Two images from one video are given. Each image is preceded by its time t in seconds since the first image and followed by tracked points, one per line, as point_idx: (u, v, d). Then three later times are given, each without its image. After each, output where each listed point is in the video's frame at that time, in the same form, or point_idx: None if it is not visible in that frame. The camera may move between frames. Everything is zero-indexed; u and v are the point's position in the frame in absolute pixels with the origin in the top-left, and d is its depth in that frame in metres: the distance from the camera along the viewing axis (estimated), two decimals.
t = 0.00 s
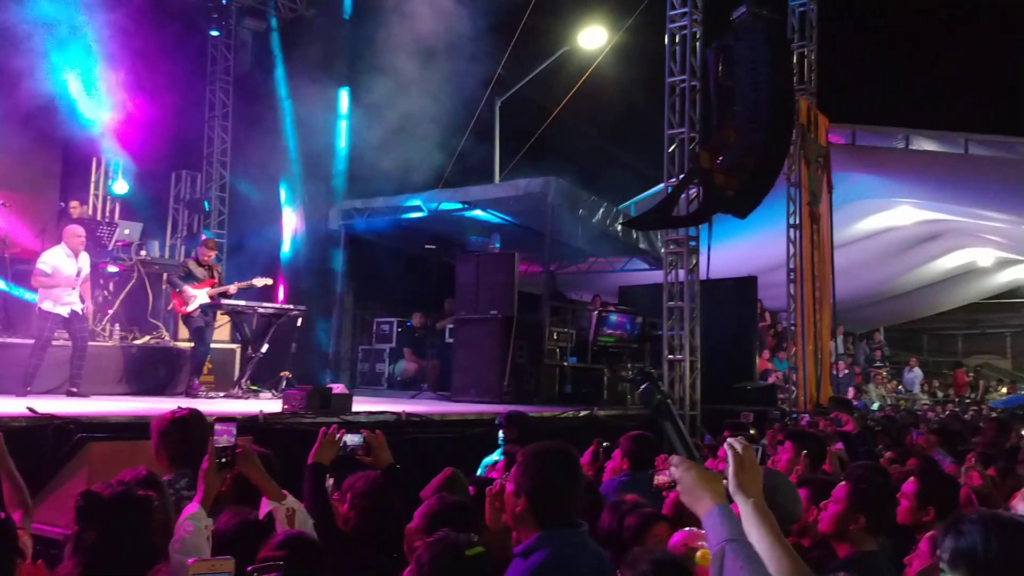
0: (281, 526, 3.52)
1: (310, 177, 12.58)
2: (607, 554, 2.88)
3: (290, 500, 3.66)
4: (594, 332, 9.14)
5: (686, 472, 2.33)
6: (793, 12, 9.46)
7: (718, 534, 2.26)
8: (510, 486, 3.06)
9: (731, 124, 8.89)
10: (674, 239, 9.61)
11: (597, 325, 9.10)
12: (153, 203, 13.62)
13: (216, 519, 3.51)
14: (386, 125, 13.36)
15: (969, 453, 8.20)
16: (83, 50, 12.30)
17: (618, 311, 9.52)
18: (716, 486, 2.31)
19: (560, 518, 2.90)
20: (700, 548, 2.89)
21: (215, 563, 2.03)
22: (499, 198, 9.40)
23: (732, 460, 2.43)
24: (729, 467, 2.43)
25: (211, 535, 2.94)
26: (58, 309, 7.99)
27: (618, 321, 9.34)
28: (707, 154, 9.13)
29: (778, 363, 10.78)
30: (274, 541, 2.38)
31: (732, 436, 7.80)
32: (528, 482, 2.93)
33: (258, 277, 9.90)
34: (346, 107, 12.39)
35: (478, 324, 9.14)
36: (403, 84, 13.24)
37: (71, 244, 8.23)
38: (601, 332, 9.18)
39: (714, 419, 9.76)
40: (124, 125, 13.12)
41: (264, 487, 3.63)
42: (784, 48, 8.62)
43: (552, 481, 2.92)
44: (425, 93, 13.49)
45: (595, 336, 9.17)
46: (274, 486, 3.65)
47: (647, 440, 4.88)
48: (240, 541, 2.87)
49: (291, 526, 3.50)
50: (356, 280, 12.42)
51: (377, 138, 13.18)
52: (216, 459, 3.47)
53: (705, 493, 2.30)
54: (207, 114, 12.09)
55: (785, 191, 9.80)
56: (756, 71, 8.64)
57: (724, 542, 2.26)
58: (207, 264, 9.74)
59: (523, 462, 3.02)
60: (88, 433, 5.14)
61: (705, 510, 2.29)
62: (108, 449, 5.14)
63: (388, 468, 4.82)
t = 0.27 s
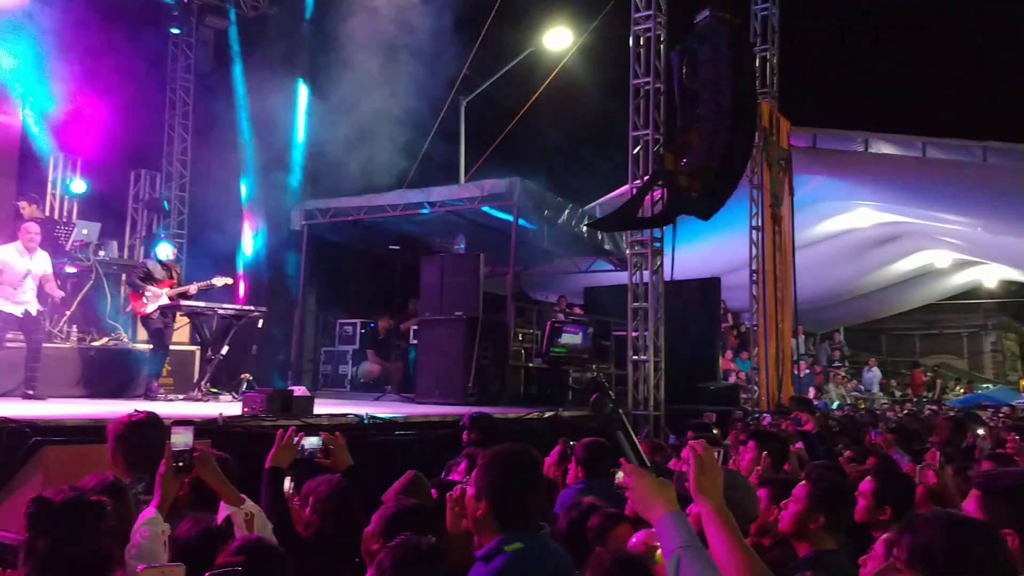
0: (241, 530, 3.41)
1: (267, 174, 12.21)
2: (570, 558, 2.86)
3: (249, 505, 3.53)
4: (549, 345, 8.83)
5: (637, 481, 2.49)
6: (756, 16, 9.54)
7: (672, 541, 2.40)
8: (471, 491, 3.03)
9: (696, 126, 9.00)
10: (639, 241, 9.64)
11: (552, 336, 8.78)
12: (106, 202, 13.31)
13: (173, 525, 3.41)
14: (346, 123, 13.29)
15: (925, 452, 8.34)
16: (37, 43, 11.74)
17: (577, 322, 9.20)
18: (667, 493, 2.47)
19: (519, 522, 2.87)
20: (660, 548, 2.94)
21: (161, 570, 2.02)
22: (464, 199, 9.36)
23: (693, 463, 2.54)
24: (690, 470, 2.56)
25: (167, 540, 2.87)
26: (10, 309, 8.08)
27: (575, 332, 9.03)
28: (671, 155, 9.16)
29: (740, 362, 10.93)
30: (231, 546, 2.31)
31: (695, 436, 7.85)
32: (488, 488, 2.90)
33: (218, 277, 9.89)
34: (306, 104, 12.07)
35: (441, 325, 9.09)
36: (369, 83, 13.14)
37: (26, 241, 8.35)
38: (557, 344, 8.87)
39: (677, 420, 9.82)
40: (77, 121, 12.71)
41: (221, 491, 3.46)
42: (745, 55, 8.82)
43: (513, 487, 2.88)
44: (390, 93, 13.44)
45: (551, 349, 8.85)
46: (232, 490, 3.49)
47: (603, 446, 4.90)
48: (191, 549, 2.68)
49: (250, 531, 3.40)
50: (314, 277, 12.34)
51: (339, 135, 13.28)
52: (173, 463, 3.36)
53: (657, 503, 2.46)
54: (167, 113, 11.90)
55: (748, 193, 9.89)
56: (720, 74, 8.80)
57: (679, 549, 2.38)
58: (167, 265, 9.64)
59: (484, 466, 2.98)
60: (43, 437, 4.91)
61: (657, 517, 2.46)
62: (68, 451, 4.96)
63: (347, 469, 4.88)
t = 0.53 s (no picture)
0: (200, 532, 3.31)
1: (229, 169, 12.06)
2: (534, 557, 2.89)
3: (210, 507, 3.46)
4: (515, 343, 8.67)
5: (600, 483, 2.54)
6: (722, 18, 9.63)
7: (632, 541, 2.47)
8: (435, 491, 3.07)
9: (662, 127, 9.05)
10: (606, 241, 9.68)
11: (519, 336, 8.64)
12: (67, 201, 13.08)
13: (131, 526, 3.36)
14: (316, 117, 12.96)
15: (886, 449, 8.49)
16: None
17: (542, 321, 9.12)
18: (627, 495, 2.53)
19: (485, 522, 2.90)
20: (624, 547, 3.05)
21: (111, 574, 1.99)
22: (431, 198, 9.35)
23: (655, 461, 2.61)
24: (651, 468, 2.63)
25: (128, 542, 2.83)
26: None
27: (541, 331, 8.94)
28: (637, 156, 9.23)
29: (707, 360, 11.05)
30: (192, 549, 2.24)
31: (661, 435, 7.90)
32: (455, 489, 2.93)
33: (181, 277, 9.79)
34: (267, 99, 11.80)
35: (408, 325, 9.05)
36: (339, 79, 12.74)
37: None
38: (523, 342, 8.72)
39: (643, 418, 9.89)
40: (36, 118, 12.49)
41: (181, 493, 3.41)
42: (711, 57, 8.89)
43: (478, 487, 2.93)
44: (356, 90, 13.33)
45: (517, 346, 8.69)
46: (193, 492, 3.45)
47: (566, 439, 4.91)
48: (147, 551, 2.55)
49: (210, 534, 3.30)
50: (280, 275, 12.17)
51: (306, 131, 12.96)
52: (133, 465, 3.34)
53: (619, 503, 2.52)
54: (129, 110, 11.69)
55: (714, 193, 9.98)
56: (685, 75, 8.86)
57: (641, 550, 2.44)
58: (130, 263, 9.52)
59: (449, 467, 3.02)
60: None
61: (618, 518, 2.51)
62: (28, 451, 4.86)
63: (306, 471, 4.75)
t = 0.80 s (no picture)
0: (147, 538, 3.27)
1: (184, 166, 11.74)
2: (485, 556, 2.86)
3: (158, 511, 3.40)
4: (472, 345, 8.69)
5: (556, 483, 2.53)
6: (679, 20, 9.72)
7: (586, 543, 2.46)
8: (387, 492, 3.01)
9: (621, 127, 9.08)
10: (565, 241, 9.69)
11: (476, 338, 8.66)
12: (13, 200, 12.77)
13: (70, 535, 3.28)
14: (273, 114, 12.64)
15: (838, 446, 8.65)
16: None
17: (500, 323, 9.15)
18: (582, 495, 2.52)
19: (438, 523, 2.85)
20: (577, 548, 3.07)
21: None
22: (389, 198, 9.32)
23: (606, 462, 2.62)
24: (602, 468, 2.64)
25: (72, 549, 2.71)
26: None
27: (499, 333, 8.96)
28: (596, 155, 9.30)
29: (666, 359, 11.13)
30: (138, 554, 2.11)
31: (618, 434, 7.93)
32: (406, 490, 2.87)
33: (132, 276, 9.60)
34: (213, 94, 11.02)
35: (365, 325, 8.98)
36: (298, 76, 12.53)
37: None
38: (480, 345, 8.74)
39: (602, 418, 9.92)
40: None
41: (129, 497, 3.35)
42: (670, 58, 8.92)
43: (431, 488, 2.86)
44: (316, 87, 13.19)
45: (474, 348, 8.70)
46: (141, 495, 3.38)
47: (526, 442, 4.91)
48: (92, 556, 2.41)
49: (158, 538, 3.26)
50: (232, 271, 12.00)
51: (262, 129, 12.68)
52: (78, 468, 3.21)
53: (572, 504, 2.51)
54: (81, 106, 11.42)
55: (671, 193, 10.06)
56: (643, 76, 8.92)
57: (594, 551, 2.44)
58: (81, 261, 9.29)
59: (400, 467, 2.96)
60: None
61: (572, 519, 2.51)
62: None
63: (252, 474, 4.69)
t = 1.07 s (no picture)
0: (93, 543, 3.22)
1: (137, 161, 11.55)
2: (435, 559, 2.81)
3: (104, 514, 3.34)
4: (425, 344, 8.84)
5: (509, 484, 2.54)
6: (638, 22, 9.79)
7: (541, 543, 2.48)
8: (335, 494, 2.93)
9: (580, 126, 9.11)
10: (524, 240, 9.69)
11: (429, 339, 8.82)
12: None
13: None
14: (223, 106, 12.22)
15: (791, 444, 8.79)
16: None
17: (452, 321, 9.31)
18: (536, 496, 2.53)
19: (387, 526, 2.78)
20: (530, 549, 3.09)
21: None
22: (346, 196, 9.29)
23: (559, 461, 2.66)
24: (554, 468, 2.67)
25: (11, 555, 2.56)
26: None
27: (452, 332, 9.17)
28: (555, 156, 9.17)
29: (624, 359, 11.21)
30: (84, 558, 2.09)
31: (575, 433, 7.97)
32: (354, 492, 2.79)
33: (83, 274, 9.41)
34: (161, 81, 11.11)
35: (321, 326, 8.92)
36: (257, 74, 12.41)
37: None
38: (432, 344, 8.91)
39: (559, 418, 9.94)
40: None
41: (73, 500, 3.26)
42: (627, 59, 8.98)
43: (379, 490, 2.78)
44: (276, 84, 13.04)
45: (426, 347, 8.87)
46: (87, 498, 3.30)
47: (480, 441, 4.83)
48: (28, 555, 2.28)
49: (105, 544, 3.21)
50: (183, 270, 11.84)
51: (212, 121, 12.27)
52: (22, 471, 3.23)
53: (527, 505, 2.52)
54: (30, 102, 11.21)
55: (630, 193, 10.12)
56: (603, 77, 8.97)
57: (547, 552, 2.46)
58: (30, 260, 9.01)
59: (350, 469, 2.88)
60: None
61: (526, 519, 2.52)
62: None
63: (196, 479, 4.34)
